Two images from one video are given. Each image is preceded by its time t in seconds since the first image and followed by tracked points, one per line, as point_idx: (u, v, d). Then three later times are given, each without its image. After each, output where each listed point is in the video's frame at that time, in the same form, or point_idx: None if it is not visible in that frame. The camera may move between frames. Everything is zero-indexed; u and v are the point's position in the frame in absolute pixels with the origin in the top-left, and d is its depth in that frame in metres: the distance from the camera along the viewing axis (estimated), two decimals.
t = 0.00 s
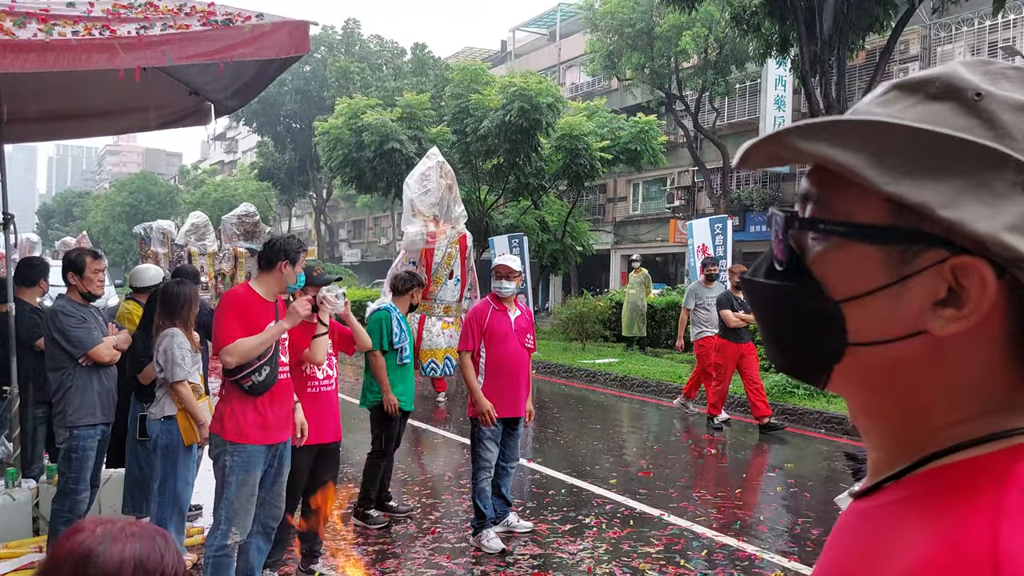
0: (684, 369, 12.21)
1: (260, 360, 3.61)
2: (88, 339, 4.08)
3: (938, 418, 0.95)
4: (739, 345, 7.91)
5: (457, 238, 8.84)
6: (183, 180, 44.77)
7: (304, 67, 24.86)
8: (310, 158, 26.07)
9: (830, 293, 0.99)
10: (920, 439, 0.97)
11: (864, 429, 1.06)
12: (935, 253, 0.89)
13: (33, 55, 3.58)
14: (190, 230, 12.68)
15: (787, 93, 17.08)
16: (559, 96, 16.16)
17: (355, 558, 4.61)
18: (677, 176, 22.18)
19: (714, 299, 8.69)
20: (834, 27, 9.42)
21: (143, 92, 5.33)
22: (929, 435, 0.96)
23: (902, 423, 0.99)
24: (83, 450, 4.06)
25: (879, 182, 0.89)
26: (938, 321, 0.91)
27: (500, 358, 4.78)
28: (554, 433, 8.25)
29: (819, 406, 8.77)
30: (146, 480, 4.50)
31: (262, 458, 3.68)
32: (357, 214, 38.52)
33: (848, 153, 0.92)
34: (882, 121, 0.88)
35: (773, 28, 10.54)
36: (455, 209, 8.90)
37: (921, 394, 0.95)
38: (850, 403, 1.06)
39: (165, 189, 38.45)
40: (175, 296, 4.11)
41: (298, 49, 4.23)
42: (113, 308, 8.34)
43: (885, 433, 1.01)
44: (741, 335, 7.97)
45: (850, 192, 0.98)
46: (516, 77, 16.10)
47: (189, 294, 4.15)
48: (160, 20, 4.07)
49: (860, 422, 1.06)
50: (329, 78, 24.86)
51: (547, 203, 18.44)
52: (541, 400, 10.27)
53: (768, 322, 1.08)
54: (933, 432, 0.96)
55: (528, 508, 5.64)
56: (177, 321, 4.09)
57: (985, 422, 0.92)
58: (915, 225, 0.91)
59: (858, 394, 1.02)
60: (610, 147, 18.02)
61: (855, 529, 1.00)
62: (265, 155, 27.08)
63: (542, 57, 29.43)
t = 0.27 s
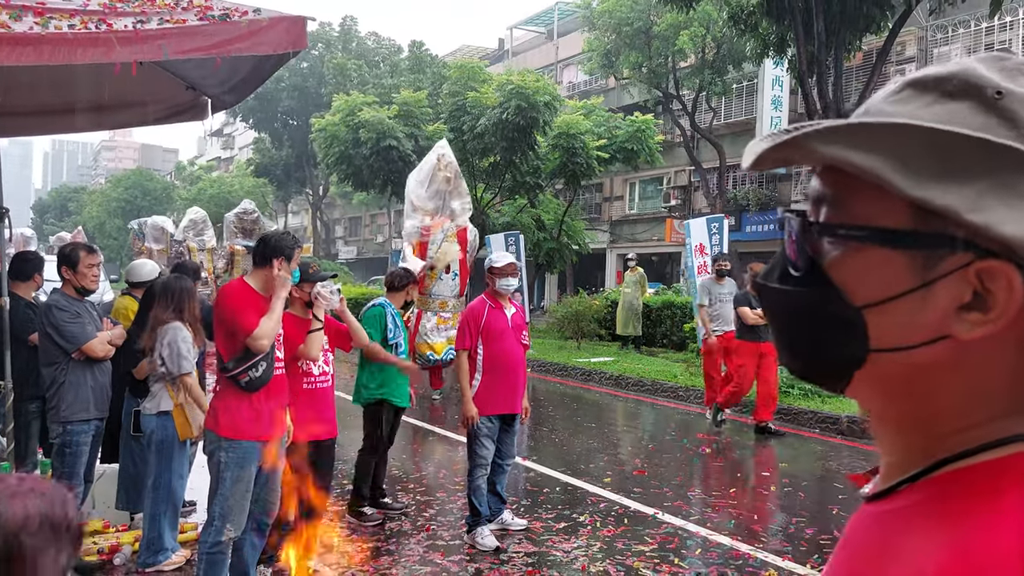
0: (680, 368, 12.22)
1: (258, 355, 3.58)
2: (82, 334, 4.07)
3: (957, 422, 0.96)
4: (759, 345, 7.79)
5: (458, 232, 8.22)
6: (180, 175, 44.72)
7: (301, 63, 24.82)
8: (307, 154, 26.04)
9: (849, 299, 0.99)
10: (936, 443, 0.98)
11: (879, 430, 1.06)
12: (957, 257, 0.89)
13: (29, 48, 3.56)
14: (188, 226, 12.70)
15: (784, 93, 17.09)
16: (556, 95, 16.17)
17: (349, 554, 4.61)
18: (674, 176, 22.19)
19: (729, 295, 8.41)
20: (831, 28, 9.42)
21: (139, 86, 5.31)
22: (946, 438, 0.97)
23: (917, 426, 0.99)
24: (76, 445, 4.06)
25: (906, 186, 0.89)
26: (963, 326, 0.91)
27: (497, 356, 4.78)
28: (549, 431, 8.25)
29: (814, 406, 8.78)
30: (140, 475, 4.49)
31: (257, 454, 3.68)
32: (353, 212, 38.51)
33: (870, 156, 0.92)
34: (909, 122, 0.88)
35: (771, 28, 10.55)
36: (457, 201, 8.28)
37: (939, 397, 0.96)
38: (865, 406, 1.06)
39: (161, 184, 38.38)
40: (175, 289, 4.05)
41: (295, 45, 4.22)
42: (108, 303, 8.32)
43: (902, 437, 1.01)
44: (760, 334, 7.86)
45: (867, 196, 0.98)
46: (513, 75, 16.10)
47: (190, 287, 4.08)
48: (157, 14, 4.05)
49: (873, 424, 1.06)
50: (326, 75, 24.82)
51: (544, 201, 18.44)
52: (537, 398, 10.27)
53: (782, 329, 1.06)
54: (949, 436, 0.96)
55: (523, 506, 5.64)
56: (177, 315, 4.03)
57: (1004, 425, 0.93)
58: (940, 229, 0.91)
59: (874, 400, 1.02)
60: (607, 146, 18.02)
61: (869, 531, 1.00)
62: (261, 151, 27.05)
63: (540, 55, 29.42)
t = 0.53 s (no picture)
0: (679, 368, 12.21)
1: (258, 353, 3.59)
2: (81, 332, 4.06)
3: (964, 425, 0.96)
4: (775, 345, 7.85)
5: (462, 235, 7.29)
6: (179, 174, 44.70)
7: (300, 62, 24.80)
8: (305, 153, 26.03)
9: (859, 306, 0.98)
10: (946, 447, 0.98)
11: (888, 434, 1.06)
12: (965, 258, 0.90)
13: (28, 45, 3.54)
14: (188, 225, 12.67)
15: (783, 93, 17.08)
16: (555, 94, 16.19)
17: (348, 553, 4.60)
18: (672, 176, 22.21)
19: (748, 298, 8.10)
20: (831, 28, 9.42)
21: (138, 85, 5.30)
22: (956, 442, 0.97)
23: (927, 430, 0.99)
24: (74, 444, 4.03)
25: (908, 193, 0.89)
26: (975, 328, 0.91)
27: (498, 355, 4.77)
28: (547, 431, 8.25)
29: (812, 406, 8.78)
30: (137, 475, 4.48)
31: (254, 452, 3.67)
32: (352, 211, 38.52)
33: (875, 165, 0.91)
34: (915, 129, 0.88)
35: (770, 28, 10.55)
36: (463, 201, 7.29)
37: (947, 400, 0.96)
38: (874, 412, 1.05)
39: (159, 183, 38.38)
40: (178, 287, 4.12)
41: (294, 44, 4.21)
42: (107, 301, 8.31)
43: (916, 441, 1.01)
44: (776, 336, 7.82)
45: (874, 205, 0.98)
46: (512, 74, 16.11)
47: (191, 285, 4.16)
48: (156, 12, 4.04)
49: (885, 429, 1.06)
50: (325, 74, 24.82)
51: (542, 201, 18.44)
52: (535, 398, 10.26)
53: (790, 339, 1.06)
54: (962, 439, 0.96)
55: (522, 506, 5.63)
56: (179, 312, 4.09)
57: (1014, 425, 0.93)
58: (944, 233, 0.91)
59: (886, 404, 1.01)
60: (605, 146, 18.02)
61: (883, 533, 1.00)
62: (259, 150, 27.07)
63: (538, 55, 29.43)
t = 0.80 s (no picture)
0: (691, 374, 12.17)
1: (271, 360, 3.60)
2: (98, 339, 4.07)
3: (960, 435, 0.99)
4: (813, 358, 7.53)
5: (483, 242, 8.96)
6: (192, 180, 44.92)
7: (313, 68, 24.88)
8: (318, 159, 26.08)
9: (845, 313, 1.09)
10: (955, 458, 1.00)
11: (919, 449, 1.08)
12: (956, 275, 0.91)
13: (46, 53, 3.59)
14: (202, 230, 12.70)
15: (795, 98, 17.00)
16: (567, 99, 16.19)
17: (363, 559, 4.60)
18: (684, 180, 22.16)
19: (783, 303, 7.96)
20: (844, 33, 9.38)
21: (154, 93, 5.34)
22: (978, 452, 0.97)
23: (948, 438, 1.00)
24: (91, 450, 4.05)
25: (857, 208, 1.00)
26: (921, 335, 0.98)
27: (511, 362, 4.77)
28: (561, 437, 8.23)
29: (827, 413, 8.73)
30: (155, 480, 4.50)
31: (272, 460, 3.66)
32: (364, 216, 38.56)
33: (829, 181, 1.04)
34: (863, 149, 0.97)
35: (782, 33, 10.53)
36: (486, 214, 9.08)
37: (963, 410, 0.97)
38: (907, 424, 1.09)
39: (172, 188, 38.55)
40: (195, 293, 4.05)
41: (310, 51, 4.13)
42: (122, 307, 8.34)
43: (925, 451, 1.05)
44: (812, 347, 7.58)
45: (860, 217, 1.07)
46: (524, 79, 16.13)
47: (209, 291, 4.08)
48: (173, 21, 4.05)
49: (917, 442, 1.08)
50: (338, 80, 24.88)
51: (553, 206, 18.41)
52: (547, 404, 10.24)
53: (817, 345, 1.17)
54: (963, 449, 0.99)
55: (536, 513, 5.62)
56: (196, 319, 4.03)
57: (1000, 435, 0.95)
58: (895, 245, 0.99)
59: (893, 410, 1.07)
60: (617, 151, 17.98)
61: (910, 549, 1.03)
62: (272, 155, 27.18)
63: (550, 59, 29.44)
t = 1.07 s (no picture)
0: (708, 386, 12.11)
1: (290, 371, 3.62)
2: (122, 351, 4.11)
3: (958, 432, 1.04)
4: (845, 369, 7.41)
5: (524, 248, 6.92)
6: (210, 192, 45.24)
7: (330, 81, 25.05)
8: (335, 171, 26.20)
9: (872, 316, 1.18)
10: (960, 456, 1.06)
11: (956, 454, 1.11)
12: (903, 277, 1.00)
13: (72, 69, 3.64)
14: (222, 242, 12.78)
15: (813, 109, 16.92)
16: (582, 111, 16.23)
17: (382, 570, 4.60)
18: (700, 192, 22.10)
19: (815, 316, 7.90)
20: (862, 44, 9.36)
21: (176, 108, 5.40)
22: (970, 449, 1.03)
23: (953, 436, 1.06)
24: (113, 461, 4.08)
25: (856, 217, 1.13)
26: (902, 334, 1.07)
27: (529, 374, 4.76)
28: (578, 450, 8.21)
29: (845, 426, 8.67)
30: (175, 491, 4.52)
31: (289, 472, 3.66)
32: (380, 228, 38.67)
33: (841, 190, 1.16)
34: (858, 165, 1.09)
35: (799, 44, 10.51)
36: (523, 216, 7.10)
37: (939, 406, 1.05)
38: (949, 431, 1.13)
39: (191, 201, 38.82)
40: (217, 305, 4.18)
41: (331, 66, 4.19)
42: (142, 319, 8.39)
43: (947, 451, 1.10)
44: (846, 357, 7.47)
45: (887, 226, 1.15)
46: (540, 92, 16.19)
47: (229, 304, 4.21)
48: (196, 36, 4.10)
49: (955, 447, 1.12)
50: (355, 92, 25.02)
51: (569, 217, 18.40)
52: (564, 416, 10.21)
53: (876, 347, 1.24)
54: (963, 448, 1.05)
55: (553, 526, 5.60)
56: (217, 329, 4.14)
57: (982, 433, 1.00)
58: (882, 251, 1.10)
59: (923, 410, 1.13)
60: (633, 162, 17.96)
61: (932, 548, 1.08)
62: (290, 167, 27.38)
63: (565, 71, 29.52)
